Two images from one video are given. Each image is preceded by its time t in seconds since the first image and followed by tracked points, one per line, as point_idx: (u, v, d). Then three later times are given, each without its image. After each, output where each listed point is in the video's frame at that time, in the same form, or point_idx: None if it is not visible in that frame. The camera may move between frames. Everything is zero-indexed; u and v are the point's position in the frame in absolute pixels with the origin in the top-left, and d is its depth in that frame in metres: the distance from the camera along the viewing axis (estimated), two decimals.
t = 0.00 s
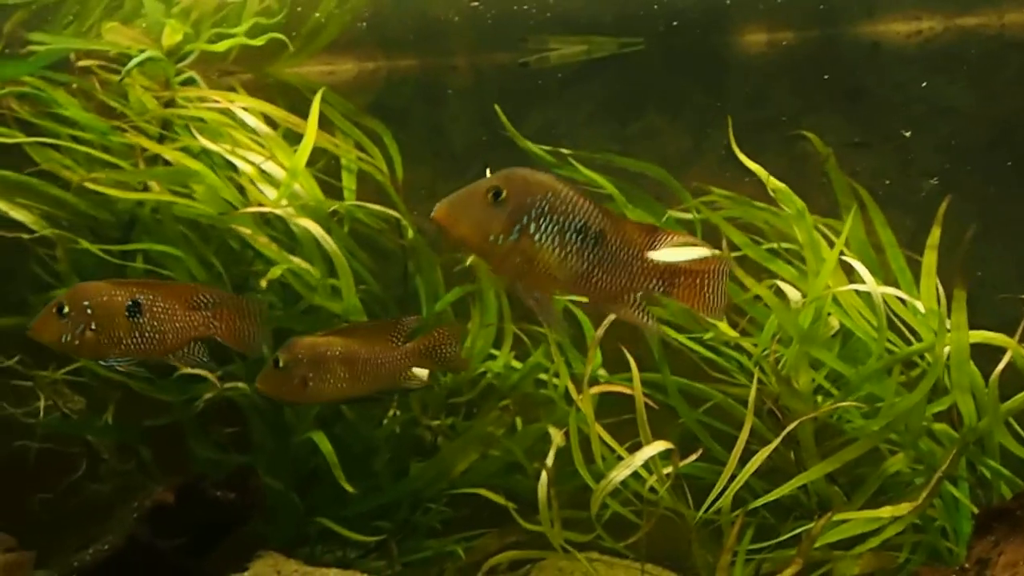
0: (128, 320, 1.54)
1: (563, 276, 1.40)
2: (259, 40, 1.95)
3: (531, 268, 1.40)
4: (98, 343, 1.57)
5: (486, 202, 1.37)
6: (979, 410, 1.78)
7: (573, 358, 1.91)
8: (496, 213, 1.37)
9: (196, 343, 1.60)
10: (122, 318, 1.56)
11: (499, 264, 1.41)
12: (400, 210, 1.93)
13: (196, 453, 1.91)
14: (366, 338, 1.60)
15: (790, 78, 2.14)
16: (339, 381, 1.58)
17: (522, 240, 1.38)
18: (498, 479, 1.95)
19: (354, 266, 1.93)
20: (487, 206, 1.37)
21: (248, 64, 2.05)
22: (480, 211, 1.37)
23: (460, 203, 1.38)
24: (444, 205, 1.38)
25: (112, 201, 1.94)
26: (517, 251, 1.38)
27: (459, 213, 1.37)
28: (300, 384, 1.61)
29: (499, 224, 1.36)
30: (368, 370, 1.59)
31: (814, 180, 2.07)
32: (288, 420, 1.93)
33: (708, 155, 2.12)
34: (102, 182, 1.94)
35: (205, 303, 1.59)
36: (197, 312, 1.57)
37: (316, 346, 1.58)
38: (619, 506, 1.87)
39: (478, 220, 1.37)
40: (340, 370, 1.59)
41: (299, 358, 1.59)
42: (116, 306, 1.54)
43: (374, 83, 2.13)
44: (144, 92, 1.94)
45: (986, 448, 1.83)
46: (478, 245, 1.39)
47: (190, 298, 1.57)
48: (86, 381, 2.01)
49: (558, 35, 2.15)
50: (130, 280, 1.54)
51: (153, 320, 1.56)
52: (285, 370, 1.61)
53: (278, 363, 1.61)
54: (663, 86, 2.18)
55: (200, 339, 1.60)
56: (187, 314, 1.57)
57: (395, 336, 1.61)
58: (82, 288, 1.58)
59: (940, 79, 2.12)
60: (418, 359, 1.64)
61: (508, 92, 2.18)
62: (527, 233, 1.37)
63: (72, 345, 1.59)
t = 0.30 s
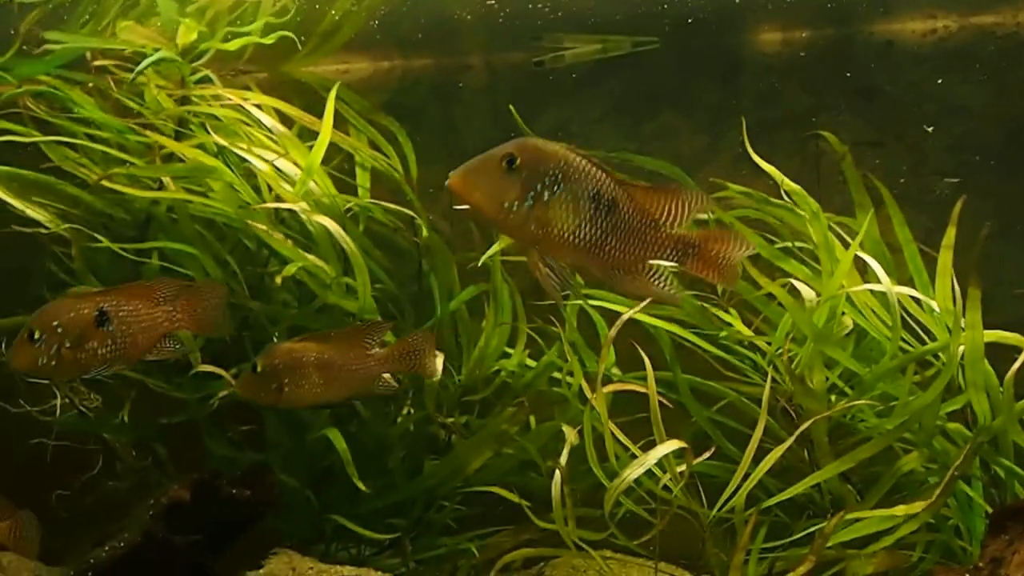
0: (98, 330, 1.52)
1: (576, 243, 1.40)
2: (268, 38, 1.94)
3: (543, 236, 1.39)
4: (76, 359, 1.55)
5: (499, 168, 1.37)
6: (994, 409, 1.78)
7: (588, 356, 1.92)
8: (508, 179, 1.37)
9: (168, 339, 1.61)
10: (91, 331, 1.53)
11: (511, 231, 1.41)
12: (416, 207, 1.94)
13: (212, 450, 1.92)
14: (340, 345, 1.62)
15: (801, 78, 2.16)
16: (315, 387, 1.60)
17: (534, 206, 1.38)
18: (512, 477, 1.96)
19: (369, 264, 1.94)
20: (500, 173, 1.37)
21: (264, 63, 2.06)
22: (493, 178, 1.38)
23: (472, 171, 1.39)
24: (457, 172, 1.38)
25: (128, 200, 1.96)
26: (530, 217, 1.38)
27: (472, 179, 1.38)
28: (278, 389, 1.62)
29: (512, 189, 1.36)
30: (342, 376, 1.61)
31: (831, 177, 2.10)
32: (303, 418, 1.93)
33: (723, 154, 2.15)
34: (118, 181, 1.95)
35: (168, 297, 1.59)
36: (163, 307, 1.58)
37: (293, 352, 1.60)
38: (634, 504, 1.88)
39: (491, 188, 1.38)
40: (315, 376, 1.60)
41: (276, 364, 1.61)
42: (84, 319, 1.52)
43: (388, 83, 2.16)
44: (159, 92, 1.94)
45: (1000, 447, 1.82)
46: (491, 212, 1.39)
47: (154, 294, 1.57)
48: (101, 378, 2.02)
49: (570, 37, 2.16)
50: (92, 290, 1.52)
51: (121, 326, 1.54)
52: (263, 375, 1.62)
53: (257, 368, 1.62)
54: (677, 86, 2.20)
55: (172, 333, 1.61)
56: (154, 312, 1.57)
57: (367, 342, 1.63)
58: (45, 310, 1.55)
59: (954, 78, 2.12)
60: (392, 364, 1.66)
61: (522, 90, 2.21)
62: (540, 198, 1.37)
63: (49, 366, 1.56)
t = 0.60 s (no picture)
0: (78, 345, 1.55)
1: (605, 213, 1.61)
2: (273, 36, 1.96)
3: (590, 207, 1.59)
4: (59, 377, 1.56)
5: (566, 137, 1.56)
6: (1003, 407, 1.78)
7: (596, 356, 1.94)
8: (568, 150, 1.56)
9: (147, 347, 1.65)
10: (71, 347, 1.56)
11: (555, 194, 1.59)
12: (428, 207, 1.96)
13: (223, 447, 1.93)
14: (317, 348, 1.64)
15: (811, 77, 2.16)
16: (293, 389, 1.60)
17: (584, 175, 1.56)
18: (520, 475, 1.97)
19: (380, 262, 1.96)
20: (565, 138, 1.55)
21: (273, 62, 2.06)
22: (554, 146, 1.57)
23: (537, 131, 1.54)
24: (528, 134, 1.60)
25: (140, 199, 1.97)
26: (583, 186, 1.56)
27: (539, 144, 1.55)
28: (257, 391, 1.60)
29: (577, 155, 1.49)
30: (320, 379, 1.63)
31: (837, 175, 2.13)
32: (314, 415, 1.95)
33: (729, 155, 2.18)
34: (130, 179, 1.96)
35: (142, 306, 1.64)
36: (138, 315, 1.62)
37: (272, 353, 1.59)
38: (642, 502, 1.88)
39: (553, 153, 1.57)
40: (294, 378, 1.60)
41: (254, 366, 1.58)
42: (63, 335, 1.54)
43: (398, 82, 2.17)
44: (168, 90, 1.94)
45: (1009, 446, 1.82)
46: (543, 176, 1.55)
47: (128, 303, 1.61)
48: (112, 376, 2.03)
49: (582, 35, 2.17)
50: (69, 306, 1.55)
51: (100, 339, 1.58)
52: (237, 376, 1.60)
53: (235, 369, 1.60)
54: (684, 85, 2.20)
55: (149, 341, 1.65)
56: (131, 320, 1.61)
57: (344, 346, 1.67)
58: (22, 332, 1.57)
59: (962, 77, 2.12)
60: (363, 369, 1.70)
61: (530, 90, 2.22)
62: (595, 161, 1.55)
63: (32, 388, 1.57)
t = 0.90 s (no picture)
0: (51, 367, 1.64)
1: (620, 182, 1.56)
2: (275, 35, 1.92)
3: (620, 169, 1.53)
4: (30, 401, 1.65)
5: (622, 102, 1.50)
6: (1007, 406, 1.78)
7: (599, 353, 1.92)
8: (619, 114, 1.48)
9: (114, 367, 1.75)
10: (42, 370, 1.65)
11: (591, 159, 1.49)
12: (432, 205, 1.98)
13: (227, 444, 1.94)
14: (292, 351, 1.71)
15: (814, 76, 2.16)
16: (265, 390, 1.67)
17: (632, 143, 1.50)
18: (524, 473, 1.98)
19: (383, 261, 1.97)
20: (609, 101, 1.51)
21: (278, 62, 2.07)
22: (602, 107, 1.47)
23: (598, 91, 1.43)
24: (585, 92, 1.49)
25: (145, 197, 1.98)
26: (624, 152, 1.50)
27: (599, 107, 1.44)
28: (229, 390, 1.69)
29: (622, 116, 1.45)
30: (293, 382, 1.70)
31: (840, 174, 2.13)
32: (318, 413, 1.96)
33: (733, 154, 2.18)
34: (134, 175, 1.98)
35: (110, 327, 1.75)
36: (107, 336, 1.73)
37: (247, 355, 1.66)
38: (644, 499, 1.89)
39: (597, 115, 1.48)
40: (267, 380, 1.68)
41: (229, 366, 1.67)
42: (36, 359, 1.63)
43: (401, 82, 2.20)
44: (173, 88, 1.94)
45: (1013, 445, 1.82)
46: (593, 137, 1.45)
47: (98, 325, 1.72)
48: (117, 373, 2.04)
49: (586, 33, 2.17)
50: (40, 331, 1.65)
51: (70, 362, 1.67)
52: (215, 376, 1.68)
53: (211, 369, 1.68)
54: (687, 84, 2.20)
55: (118, 361, 1.75)
56: (101, 342, 1.72)
57: (318, 351, 1.73)
58: None
59: (966, 76, 2.12)
60: (336, 373, 1.76)
61: (533, 90, 2.23)
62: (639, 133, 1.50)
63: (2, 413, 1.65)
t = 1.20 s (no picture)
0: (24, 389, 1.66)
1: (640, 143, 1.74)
2: (274, 33, 1.93)
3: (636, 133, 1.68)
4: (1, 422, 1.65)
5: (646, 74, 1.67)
6: (1007, 405, 1.77)
7: (599, 352, 1.90)
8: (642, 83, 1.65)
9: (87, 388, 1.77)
10: (15, 391, 1.66)
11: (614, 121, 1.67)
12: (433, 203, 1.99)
13: (228, 441, 1.95)
14: (263, 352, 1.71)
15: (813, 74, 2.17)
16: (237, 392, 1.67)
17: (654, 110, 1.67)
18: (523, 470, 1.99)
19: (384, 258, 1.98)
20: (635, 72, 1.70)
21: (279, 61, 2.08)
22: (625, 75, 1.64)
23: (619, 60, 1.59)
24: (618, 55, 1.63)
25: (146, 195, 1.99)
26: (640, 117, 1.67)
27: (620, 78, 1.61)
28: (199, 391, 1.67)
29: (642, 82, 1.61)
30: (263, 383, 1.70)
31: (839, 173, 2.14)
32: (319, 410, 1.97)
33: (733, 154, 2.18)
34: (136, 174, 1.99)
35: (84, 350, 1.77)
36: (81, 359, 1.75)
37: (217, 356, 1.66)
38: (643, 497, 1.89)
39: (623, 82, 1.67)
40: (237, 381, 1.68)
41: (200, 367, 1.66)
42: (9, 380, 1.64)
43: (401, 80, 2.23)
44: (173, 87, 1.95)
45: (1013, 444, 1.82)
46: (615, 106, 1.62)
47: (72, 348, 1.74)
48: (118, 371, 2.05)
49: (586, 33, 2.16)
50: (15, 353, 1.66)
51: (44, 384, 1.69)
52: (184, 378, 1.67)
53: (179, 370, 1.67)
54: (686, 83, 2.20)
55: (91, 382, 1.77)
56: (74, 365, 1.73)
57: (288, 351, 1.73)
58: None
59: (967, 75, 2.12)
60: (304, 374, 1.76)
61: (534, 89, 2.22)
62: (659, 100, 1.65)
63: None
